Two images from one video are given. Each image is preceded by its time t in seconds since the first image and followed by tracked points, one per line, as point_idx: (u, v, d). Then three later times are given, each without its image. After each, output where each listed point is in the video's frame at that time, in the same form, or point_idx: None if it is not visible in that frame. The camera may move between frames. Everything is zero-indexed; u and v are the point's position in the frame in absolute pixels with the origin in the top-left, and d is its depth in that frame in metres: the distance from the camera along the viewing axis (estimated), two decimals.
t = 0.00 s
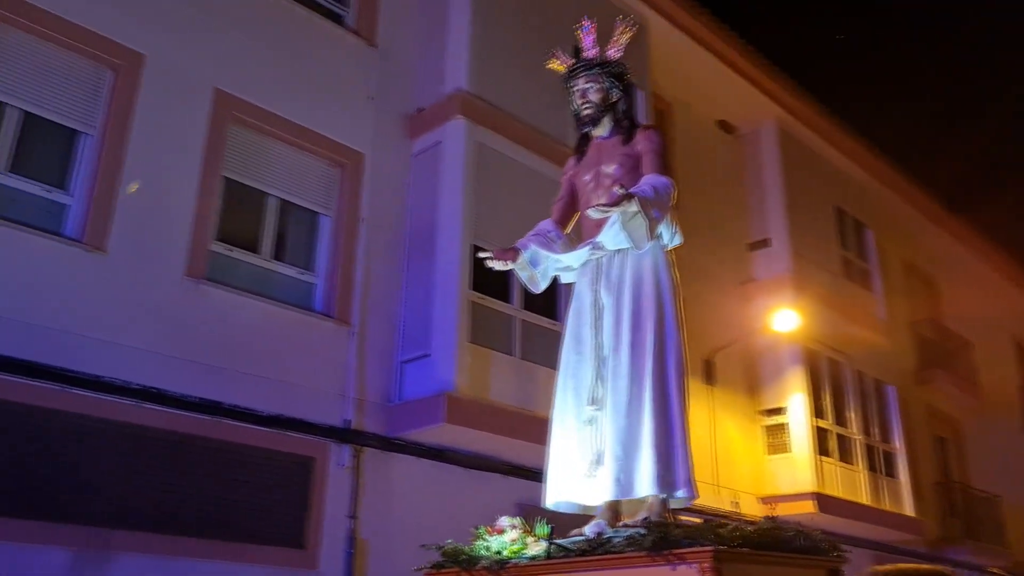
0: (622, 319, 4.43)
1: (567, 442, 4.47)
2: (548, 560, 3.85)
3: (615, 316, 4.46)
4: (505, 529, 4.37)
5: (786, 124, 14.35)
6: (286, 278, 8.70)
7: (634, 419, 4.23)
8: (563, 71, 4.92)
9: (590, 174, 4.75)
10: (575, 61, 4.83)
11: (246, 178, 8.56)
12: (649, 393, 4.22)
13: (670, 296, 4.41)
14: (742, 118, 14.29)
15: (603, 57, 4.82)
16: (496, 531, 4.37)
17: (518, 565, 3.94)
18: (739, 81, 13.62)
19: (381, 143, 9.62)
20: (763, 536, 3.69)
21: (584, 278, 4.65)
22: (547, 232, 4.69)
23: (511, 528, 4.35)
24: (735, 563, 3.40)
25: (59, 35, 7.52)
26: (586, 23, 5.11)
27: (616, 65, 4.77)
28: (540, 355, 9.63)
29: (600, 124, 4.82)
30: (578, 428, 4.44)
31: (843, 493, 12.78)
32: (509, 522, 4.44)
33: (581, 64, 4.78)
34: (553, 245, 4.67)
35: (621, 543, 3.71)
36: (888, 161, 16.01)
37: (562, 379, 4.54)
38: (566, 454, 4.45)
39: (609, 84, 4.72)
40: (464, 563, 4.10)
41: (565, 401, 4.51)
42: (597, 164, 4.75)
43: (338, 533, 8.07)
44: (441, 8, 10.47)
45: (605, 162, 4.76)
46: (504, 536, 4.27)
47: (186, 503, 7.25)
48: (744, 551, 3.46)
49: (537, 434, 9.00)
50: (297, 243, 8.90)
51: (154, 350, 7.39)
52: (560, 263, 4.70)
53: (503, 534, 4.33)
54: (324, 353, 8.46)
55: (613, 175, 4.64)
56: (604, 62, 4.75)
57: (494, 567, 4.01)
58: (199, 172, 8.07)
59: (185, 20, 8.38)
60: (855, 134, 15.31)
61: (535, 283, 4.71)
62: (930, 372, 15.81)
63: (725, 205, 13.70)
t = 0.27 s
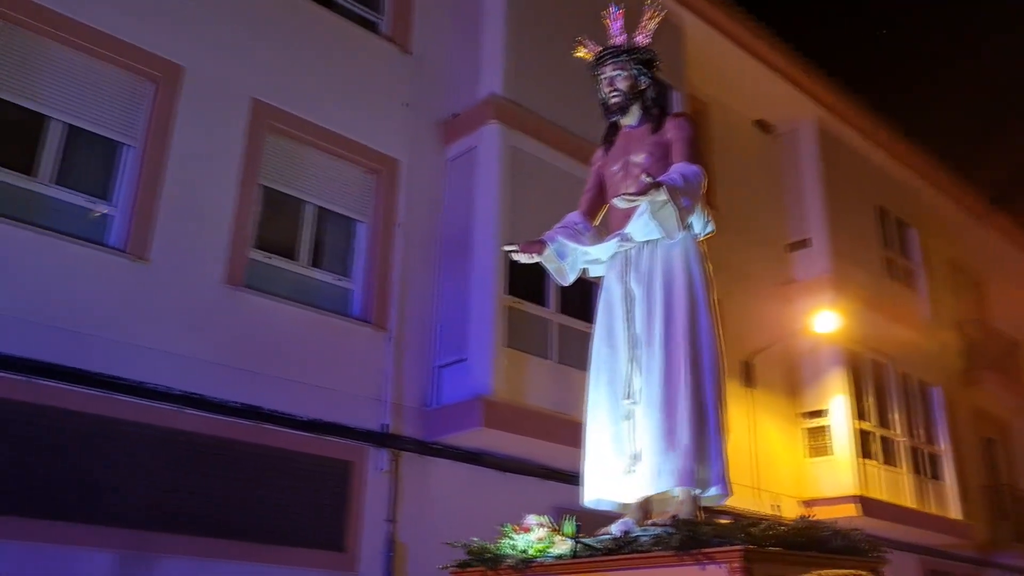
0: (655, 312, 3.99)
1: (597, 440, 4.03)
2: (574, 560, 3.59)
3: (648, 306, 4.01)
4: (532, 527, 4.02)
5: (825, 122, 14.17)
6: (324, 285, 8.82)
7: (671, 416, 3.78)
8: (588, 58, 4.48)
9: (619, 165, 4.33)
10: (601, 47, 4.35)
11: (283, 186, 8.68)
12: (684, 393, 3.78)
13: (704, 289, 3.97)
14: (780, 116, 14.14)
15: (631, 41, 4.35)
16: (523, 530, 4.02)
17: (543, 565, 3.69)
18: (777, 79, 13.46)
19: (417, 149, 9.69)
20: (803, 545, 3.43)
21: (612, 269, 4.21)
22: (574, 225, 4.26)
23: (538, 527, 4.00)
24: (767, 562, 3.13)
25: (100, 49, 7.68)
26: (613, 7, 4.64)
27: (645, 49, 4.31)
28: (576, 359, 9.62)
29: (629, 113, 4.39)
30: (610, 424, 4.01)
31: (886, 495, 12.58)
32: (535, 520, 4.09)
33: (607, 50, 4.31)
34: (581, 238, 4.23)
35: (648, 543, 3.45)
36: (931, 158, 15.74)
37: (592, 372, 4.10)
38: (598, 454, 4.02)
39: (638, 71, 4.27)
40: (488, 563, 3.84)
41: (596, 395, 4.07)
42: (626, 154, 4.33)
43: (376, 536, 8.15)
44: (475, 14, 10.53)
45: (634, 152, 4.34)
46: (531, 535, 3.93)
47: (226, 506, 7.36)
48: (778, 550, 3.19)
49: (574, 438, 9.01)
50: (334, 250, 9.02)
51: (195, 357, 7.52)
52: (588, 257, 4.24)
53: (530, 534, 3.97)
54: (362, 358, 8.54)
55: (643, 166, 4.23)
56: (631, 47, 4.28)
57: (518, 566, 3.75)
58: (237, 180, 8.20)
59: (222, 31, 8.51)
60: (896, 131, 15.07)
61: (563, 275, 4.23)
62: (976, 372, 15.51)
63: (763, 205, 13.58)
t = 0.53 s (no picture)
0: (681, 308, 4.01)
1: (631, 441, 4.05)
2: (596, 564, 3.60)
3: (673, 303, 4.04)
4: (558, 532, 4.06)
5: (866, 121, 13.98)
6: (363, 293, 8.90)
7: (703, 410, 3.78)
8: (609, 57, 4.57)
9: (641, 163, 4.37)
10: (621, 47, 4.46)
11: (323, 196, 8.78)
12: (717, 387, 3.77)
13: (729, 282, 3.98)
14: (820, 116, 13.98)
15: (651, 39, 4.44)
16: (548, 534, 4.08)
17: (564, 571, 3.71)
18: (816, 80, 13.34)
19: (454, 157, 9.75)
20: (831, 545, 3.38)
21: (635, 269, 4.26)
22: (596, 224, 4.30)
23: (563, 532, 4.04)
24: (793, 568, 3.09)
25: (143, 65, 7.85)
26: (633, 6, 4.78)
27: (664, 46, 4.38)
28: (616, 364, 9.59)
29: (649, 111, 4.42)
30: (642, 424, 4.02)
31: (938, 501, 12.31)
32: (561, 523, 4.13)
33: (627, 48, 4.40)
34: (603, 238, 4.28)
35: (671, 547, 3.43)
36: (977, 156, 15.44)
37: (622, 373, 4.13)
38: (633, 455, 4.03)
39: (657, 68, 4.33)
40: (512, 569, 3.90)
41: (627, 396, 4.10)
42: (648, 152, 4.38)
43: (418, 543, 8.18)
44: (510, 23, 10.61)
45: (656, 149, 4.38)
46: (554, 540, 3.97)
47: (270, 513, 7.45)
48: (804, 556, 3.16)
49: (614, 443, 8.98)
50: (373, 259, 9.11)
51: (238, 366, 7.63)
52: (611, 255, 4.35)
53: (554, 539, 4.01)
54: (401, 365, 8.59)
55: (664, 162, 4.26)
56: (651, 45, 4.36)
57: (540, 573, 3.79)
58: (277, 191, 8.31)
59: (261, 45, 8.65)
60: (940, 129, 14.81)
61: (585, 277, 4.38)
62: None
63: (805, 206, 13.41)
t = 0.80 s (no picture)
0: (687, 318, 4.21)
1: (640, 449, 4.25)
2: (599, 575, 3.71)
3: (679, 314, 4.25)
4: (564, 544, 4.43)
5: (898, 126, 13.87)
6: (395, 305, 8.96)
7: (709, 421, 3.99)
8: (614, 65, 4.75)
9: (646, 170, 4.55)
10: (625, 54, 4.63)
11: (354, 210, 8.88)
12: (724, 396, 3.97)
13: (734, 291, 4.18)
14: (852, 122, 13.87)
15: (654, 47, 4.62)
16: (555, 548, 4.40)
17: None
18: (846, 84, 13.25)
19: (483, 169, 9.79)
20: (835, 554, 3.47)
21: (642, 278, 4.47)
22: (603, 234, 4.52)
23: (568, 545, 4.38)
24: None
25: (176, 84, 8.00)
26: (634, 15, 4.96)
27: (668, 54, 4.55)
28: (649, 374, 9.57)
29: (654, 118, 4.61)
30: (651, 433, 4.22)
31: (980, 510, 12.07)
32: (567, 539, 4.53)
33: (631, 56, 4.58)
34: (609, 247, 4.49)
35: (672, 559, 3.49)
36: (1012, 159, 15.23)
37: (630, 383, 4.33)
38: (642, 463, 4.23)
39: (661, 76, 4.51)
40: None
41: (636, 405, 4.31)
42: (653, 159, 4.55)
43: (452, 555, 8.19)
44: (538, 34, 10.65)
45: (661, 156, 4.56)
46: (561, 552, 4.23)
47: (304, 526, 7.52)
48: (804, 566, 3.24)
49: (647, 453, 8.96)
50: (404, 272, 9.17)
51: (272, 379, 7.72)
52: (617, 264, 4.53)
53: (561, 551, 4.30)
54: (434, 377, 8.64)
55: (668, 169, 4.45)
56: (654, 53, 4.54)
57: None
58: (308, 206, 8.41)
59: (292, 62, 8.77)
60: (974, 132, 14.64)
61: (591, 286, 4.60)
62: None
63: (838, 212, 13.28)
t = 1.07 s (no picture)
0: (675, 334, 4.30)
1: (629, 467, 4.30)
2: None
3: (668, 330, 4.33)
4: (558, 561, 4.07)
5: (922, 137, 13.79)
6: (420, 324, 9.01)
7: (698, 438, 4.06)
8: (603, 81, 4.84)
9: (637, 185, 4.66)
10: (614, 70, 4.71)
11: (377, 231, 8.96)
12: (709, 411, 4.05)
13: (723, 307, 4.28)
14: (875, 133, 13.81)
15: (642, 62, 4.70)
16: (549, 564, 4.08)
17: None
18: (869, 96, 13.19)
19: (505, 187, 9.84)
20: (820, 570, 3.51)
21: (632, 295, 4.57)
22: (595, 248, 4.65)
23: (564, 561, 4.05)
24: None
25: (202, 110, 8.13)
26: (625, 30, 5.04)
27: (656, 69, 4.63)
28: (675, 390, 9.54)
29: (644, 133, 4.70)
30: (640, 452, 4.27)
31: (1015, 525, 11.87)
32: (562, 553, 4.16)
33: (620, 72, 4.66)
34: (600, 262, 4.62)
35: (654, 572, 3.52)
36: None
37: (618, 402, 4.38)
38: (630, 482, 4.27)
39: (649, 90, 4.59)
40: None
41: (624, 424, 4.36)
42: (643, 174, 4.66)
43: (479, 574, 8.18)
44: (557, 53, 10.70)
45: (650, 171, 4.66)
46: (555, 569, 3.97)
47: (330, 546, 7.54)
48: None
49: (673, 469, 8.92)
50: (428, 291, 9.22)
51: (298, 399, 7.77)
52: (608, 278, 4.67)
53: (556, 567, 4.03)
54: (459, 396, 8.66)
55: (658, 183, 4.55)
56: (642, 68, 4.62)
57: None
58: (332, 227, 8.49)
59: (314, 85, 8.88)
60: (1001, 142, 14.50)
61: (582, 301, 4.73)
62: None
63: (863, 224, 13.19)
